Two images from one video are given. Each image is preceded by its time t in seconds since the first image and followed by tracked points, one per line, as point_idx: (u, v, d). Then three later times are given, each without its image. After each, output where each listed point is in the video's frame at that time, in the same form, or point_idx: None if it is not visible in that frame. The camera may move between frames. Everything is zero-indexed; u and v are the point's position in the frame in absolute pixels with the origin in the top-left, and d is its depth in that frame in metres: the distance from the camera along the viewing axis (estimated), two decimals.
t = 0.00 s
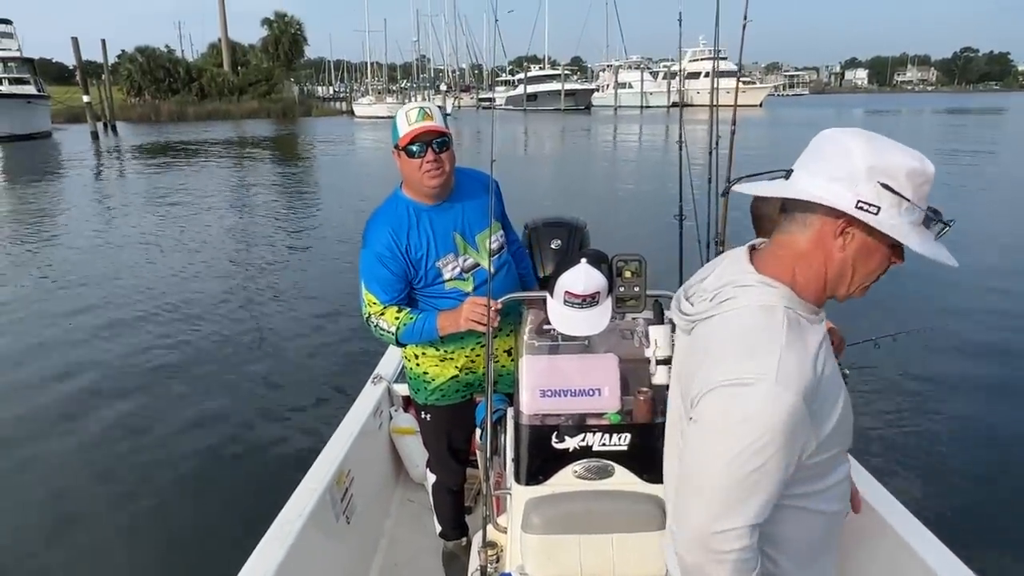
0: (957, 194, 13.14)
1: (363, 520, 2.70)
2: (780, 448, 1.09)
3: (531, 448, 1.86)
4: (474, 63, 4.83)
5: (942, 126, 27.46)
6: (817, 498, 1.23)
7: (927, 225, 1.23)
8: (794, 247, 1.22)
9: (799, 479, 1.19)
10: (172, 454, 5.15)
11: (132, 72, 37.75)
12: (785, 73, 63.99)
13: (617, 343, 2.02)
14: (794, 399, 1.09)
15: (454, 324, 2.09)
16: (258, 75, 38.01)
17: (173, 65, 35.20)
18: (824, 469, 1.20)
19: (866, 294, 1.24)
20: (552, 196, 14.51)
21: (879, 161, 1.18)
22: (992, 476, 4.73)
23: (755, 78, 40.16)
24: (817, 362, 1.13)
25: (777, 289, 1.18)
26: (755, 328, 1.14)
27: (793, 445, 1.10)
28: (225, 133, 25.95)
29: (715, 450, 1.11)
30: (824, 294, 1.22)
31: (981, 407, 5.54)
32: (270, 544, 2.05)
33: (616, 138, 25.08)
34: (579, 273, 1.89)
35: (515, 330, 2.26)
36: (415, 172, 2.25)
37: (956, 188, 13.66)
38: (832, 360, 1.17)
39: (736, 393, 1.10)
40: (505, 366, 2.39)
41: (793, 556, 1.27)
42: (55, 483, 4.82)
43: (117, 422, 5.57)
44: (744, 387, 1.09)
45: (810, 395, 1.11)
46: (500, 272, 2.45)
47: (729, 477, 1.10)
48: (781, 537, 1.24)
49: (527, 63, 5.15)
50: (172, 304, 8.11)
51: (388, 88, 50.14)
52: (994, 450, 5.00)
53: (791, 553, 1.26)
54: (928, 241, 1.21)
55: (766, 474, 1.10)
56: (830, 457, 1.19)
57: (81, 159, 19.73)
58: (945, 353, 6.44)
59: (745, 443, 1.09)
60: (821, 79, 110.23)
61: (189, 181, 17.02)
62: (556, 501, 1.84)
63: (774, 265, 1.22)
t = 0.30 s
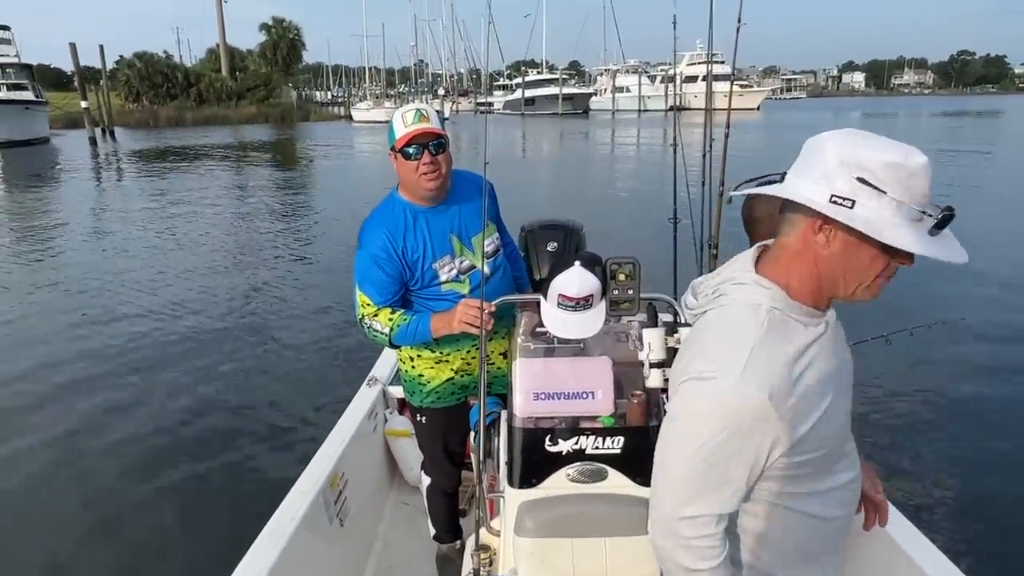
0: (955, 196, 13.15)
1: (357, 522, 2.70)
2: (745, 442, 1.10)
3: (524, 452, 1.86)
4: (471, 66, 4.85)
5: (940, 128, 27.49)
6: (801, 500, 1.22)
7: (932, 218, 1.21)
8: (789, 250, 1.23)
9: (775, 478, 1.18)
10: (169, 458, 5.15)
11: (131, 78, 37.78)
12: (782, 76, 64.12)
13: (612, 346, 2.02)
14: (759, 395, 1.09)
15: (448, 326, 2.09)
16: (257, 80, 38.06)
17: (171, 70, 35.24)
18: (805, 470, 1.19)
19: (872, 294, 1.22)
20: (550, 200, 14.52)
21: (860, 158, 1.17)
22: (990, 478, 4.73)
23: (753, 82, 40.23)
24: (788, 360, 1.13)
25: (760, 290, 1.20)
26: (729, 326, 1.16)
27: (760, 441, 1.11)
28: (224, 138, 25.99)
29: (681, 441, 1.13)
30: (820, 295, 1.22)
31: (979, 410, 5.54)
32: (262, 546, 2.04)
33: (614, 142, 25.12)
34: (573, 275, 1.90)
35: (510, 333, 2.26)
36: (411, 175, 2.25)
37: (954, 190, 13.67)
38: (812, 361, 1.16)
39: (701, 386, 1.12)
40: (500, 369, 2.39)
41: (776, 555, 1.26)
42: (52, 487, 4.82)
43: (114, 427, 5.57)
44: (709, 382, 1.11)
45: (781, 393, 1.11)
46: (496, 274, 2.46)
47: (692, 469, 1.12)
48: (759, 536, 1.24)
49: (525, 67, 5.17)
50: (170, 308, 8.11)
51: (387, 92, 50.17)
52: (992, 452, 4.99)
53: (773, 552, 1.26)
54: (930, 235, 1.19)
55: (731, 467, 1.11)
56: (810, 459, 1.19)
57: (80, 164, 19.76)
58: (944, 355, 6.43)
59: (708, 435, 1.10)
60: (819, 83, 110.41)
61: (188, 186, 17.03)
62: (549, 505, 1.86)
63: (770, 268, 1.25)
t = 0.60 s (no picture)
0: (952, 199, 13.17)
1: (351, 526, 2.70)
2: (725, 408, 1.22)
3: (517, 456, 1.86)
4: (467, 71, 4.87)
5: (936, 131, 27.54)
6: (789, 485, 1.31)
7: (942, 205, 1.24)
8: (801, 239, 1.30)
9: (762, 454, 1.29)
10: (163, 466, 5.11)
11: (127, 83, 37.72)
12: (779, 79, 64.18)
13: (606, 349, 2.04)
14: (745, 368, 1.21)
15: (441, 329, 2.09)
16: (253, 85, 38.05)
17: (167, 75, 35.20)
18: (795, 456, 1.28)
19: (885, 284, 1.26)
20: (548, 204, 14.53)
21: (859, 152, 1.23)
22: (989, 483, 4.69)
23: (749, 85, 40.21)
24: (786, 343, 1.23)
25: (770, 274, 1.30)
26: (738, 302, 1.28)
27: (741, 411, 1.23)
28: (220, 143, 25.94)
29: (672, 399, 1.27)
30: (831, 285, 1.28)
31: (977, 413, 5.51)
32: (253, 551, 2.04)
33: (611, 146, 25.13)
34: (566, 280, 1.90)
35: (505, 336, 2.26)
36: (407, 177, 2.26)
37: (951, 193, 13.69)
38: (812, 351, 1.25)
39: (696, 353, 1.25)
40: (495, 372, 2.38)
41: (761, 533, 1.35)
42: (45, 495, 4.79)
43: (108, 435, 5.53)
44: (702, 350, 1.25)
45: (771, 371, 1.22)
46: (491, 276, 2.46)
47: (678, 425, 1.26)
48: (751, 507, 1.34)
49: (521, 71, 5.18)
50: (165, 315, 8.08)
51: (384, 97, 50.18)
52: (989, 457, 4.96)
53: (757, 528, 1.35)
54: (937, 219, 1.22)
55: (713, 430, 1.24)
56: (799, 444, 1.27)
57: (77, 170, 19.74)
58: (941, 359, 6.40)
59: (695, 396, 1.23)
60: (815, 87, 110.69)
61: (184, 191, 17.01)
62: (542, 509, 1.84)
63: (787, 260, 1.32)
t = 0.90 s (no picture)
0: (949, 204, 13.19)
1: (348, 534, 2.69)
2: (726, 394, 1.27)
3: (516, 466, 1.87)
4: (466, 79, 4.89)
5: (932, 136, 27.62)
6: (788, 477, 1.33)
7: (955, 220, 1.24)
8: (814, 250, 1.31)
9: (761, 443, 1.32)
10: (159, 476, 5.08)
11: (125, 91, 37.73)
12: (776, 85, 64.31)
13: (608, 359, 2.05)
14: (748, 358, 1.25)
15: (441, 338, 2.09)
16: (251, 93, 38.09)
17: (165, 83, 35.23)
18: (795, 451, 1.31)
19: (894, 295, 1.25)
20: (546, 211, 14.55)
21: (872, 163, 1.24)
22: (991, 491, 4.64)
23: (747, 91, 40.12)
24: (791, 340, 1.26)
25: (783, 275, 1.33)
26: (751, 296, 1.33)
27: (738, 402, 1.27)
28: (218, 151, 25.94)
29: (679, 380, 1.31)
30: (843, 293, 1.28)
31: (978, 419, 5.46)
32: (251, 559, 2.04)
33: (609, 153, 25.17)
34: (569, 290, 1.91)
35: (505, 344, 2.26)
36: (408, 184, 2.26)
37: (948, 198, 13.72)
38: (817, 349, 1.27)
39: (705, 338, 1.30)
40: (495, 381, 2.38)
41: (755, 519, 1.38)
42: (39, 504, 4.75)
43: (104, 443, 5.49)
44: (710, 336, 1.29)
45: (775, 365, 1.26)
46: (491, 283, 2.47)
47: (680, 404, 1.31)
48: (753, 498, 1.37)
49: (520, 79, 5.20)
50: (162, 323, 8.04)
51: (381, 105, 50.23)
52: (991, 465, 4.91)
53: (753, 515, 1.38)
54: (949, 232, 1.22)
55: (713, 414, 1.28)
56: (798, 438, 1.30)
57: (75, 178, 19.73)
58: (940, 362, 6.41)
59: (697, 384, 1.28)
60: (812, 93, 111.50)
61: (183, 199, 16.99)
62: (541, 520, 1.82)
63: (802, 268, 1.33)
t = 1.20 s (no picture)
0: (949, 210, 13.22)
1: (349, 542, 2.70)
2: (727, 396, 1.29)
3: (520, 474, 1.87)
4: (467, 86, 4.92)
5: (931, 143, 27.67)
6: (788, 479, 1.35)
7: (953, 235, 1.24)
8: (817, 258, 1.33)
9: (763, 445, 1.34)
10: (158, 486, 5.05)
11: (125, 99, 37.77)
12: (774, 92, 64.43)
13: (609, 368, 2.06)
14: (751, 360, 1.28)
15: (445, 344, 2.10)
16: (250, 100, 38.17)
17: (165, 91, 35.30)
18: (796, 452, 1.32)
19: (894, 303, 1.25)
20: (546, 218, 14.57)
21: (872, 172, 1.26)
22: (994, 501, 4.62)
23: (745, 98, 40.16)
24: (792, 344, 1.28)
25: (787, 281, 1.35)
26: (756, 300, 1.36)
27: (740, 404, 1.29)
28: (218, 159, 25.99)
29: (684, 378, 1.34)
30: (845, 300, 1.29)
31: (980, 428, 5.44)
32: (253, 566, 2.04)
33: (608, 160, 25.22)
34: (573, 298, 1.92)
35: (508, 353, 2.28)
36: (412, 191, 2.28)
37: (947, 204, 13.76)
38: (817, 353, 1.29)
39: (709, 340, 1.32)
40: (498, 390, 2.39)
41: (758, 519, 1.39)
42: (39, 515, 4.72)
43: (104, 453, 5.46)
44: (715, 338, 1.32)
45: (776, 368, 1.28)
46: (495, 292, 2.48)
47: (683, 403, 1.33)
48: (756, 500, 1.38)
49: (520, 85, 5.23)
50: (162, 331, 8.02)
51: (380, 112, 50.29)
52: (993, 475, 4.89)
53: (753, 514, 1.40)
54: (948, 242, 1.23)
55: (714, 415, 1.30)
56: (799, 441, 1.31)
57: (75, 186, 19.73)
58: (940, 368, 6.43)
59: (699, 386, 1.31)
60: (810, 100, 111.83)
61: (182, 206, 17.00)
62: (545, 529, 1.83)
63: (806, 275, 1.35)
